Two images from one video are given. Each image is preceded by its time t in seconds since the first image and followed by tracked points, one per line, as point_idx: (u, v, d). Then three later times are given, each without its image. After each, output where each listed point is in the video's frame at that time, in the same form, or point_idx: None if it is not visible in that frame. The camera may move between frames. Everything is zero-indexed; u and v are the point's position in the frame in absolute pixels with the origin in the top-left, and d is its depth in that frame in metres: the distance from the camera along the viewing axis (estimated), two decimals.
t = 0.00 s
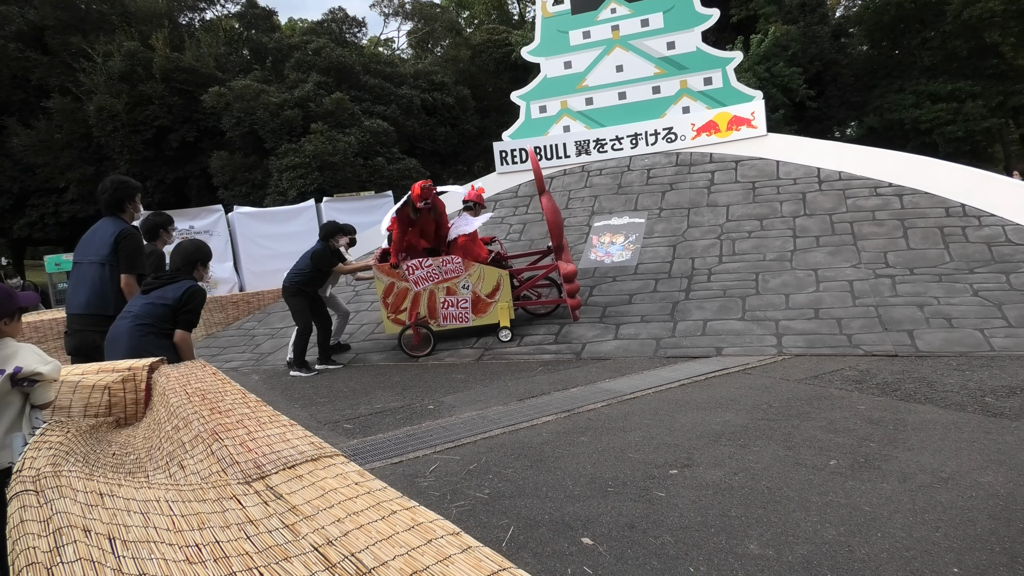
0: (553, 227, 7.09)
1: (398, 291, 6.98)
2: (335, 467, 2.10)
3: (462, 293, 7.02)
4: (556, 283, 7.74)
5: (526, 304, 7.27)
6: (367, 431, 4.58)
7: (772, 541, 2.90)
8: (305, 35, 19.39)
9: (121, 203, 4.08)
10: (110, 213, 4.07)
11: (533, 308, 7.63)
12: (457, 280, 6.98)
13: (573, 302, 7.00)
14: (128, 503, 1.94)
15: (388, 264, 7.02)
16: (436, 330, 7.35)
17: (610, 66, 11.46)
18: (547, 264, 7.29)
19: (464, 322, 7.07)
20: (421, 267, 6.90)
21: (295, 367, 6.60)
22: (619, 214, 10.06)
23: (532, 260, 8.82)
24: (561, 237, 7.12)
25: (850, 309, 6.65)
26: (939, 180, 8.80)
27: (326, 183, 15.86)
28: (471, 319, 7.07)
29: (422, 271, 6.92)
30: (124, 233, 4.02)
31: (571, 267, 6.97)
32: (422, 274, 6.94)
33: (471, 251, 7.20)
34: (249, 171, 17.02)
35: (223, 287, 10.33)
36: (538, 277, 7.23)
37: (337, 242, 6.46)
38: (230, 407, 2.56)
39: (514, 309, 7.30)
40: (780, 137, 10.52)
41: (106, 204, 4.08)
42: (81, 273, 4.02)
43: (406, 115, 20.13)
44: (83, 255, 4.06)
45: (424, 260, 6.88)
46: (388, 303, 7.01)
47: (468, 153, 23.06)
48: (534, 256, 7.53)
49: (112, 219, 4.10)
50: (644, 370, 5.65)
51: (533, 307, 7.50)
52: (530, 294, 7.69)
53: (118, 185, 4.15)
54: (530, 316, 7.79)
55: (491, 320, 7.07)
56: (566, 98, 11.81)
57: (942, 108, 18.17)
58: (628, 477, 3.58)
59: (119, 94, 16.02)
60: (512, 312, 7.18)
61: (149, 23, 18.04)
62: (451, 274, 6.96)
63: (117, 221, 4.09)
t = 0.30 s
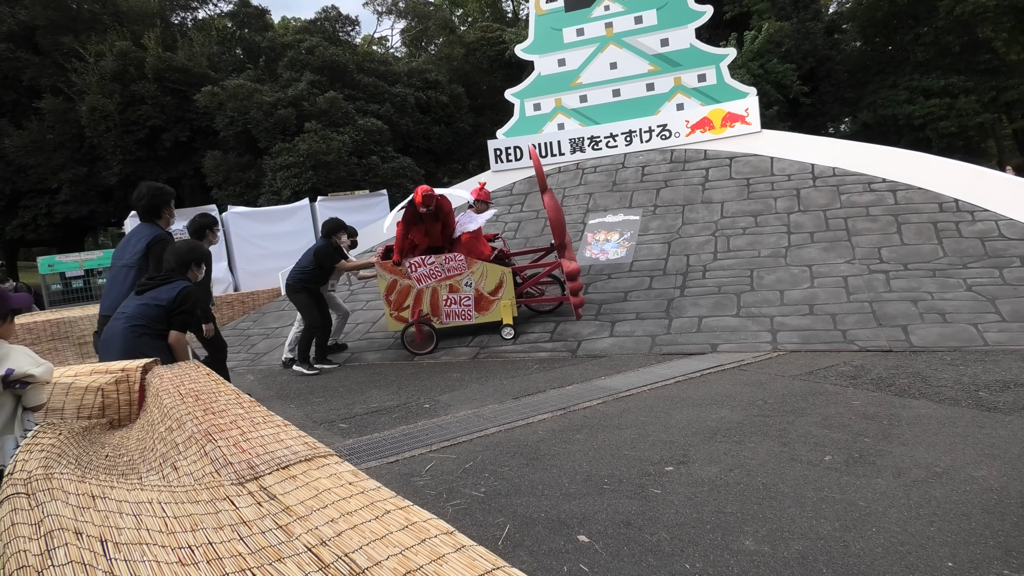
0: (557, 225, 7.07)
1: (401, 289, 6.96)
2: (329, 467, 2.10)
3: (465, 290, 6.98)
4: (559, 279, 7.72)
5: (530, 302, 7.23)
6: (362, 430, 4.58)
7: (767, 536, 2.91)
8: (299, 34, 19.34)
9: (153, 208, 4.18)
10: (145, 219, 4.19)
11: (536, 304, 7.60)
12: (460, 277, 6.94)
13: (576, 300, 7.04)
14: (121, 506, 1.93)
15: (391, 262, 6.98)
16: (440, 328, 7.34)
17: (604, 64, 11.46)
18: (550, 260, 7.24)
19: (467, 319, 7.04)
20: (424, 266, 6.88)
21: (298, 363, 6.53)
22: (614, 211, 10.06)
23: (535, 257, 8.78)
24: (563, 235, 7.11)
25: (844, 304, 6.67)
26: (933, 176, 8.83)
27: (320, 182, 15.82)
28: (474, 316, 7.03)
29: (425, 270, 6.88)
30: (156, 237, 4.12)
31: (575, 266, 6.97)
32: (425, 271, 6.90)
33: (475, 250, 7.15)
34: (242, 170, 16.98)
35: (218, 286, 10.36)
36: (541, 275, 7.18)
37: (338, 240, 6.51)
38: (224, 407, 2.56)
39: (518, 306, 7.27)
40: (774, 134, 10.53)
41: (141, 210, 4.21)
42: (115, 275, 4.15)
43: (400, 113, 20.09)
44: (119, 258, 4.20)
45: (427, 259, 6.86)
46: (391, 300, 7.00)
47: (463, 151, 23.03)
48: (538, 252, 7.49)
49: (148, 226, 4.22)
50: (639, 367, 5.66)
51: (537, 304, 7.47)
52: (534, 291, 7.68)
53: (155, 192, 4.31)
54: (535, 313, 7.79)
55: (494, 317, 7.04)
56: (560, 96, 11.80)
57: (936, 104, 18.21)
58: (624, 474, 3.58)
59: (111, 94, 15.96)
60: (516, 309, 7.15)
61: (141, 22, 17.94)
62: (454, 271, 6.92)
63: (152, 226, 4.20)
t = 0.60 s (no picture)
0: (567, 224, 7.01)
1: (410, 287, 6.97)
2: (324, 468, 2.10)
3: (473, 289, 6.96)
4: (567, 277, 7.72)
5: (538, 300, 7.23)
6: (358, 431, 4.57)
7: (764, 534, 2.91)
8: (293, 34, 19.31)
9: (220, 210, 4.91)
10: (213, 219, 4.94)
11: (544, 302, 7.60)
12: (468, 276, 6.93)
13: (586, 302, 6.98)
14: (115, 509, 1.92)
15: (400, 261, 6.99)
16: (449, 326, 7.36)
17: (599, 63, 11.47)
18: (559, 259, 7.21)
19: (476, 317, 7.03)
20: (433, 264, 6.86)
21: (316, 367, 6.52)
22: (610, 210, 10.06)
23: (543, 256, 8.73)
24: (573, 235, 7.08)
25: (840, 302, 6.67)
26: (927, 173, 8.85)
27: (316, 183, 15.80)
28: (483, 315, 7.02)
29: (434, 268, 6.89)
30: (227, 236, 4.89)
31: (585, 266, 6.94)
32: (433, 270, 6.90)
33: (483, 247, 7.09)
34: (238, 171, 16.96)
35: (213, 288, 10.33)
36: (550, 273, 7.17)
37: (347, 239, 6.51)
38: (219, 409, 2.55)
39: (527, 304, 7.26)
40: (769, 132, 10.55)
41: (210, 212, 4.95)
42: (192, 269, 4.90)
43: (395, 113, 20.08)
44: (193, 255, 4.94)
45: (438, 256, 6.84)
46: (400, 298, 7.01)
47: (458, 151, 23.02)
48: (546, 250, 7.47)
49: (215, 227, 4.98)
50: (634, 366, 5.66)
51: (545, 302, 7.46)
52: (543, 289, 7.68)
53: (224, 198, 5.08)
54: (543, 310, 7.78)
55: (503, 316, 7.03)
56: (555, 95, 11.81)
57: (930, 101, 18.24)
58: (621, 473, 3.59)
59: (105, 95, 15.93)
60: (524, 307, 7.14)
61: (135, 23, 17.87)
62: (462, 270, 6.91)
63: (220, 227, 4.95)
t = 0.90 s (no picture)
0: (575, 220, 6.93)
1: (417, 285, 6.95)
2: (313, 469, 2.09)
3: (481, 286, 6.96)
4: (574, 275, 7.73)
5: (546, 297, 7.22)
6: (350, 432, 4.57)
7: (754, 531, 2.92)
8: (283, 34, 19.24)
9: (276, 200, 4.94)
10: (271, 208, 4.99)
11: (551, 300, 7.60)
12: (476, 273, 6.93)
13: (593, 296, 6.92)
14: (103, 512, 1.91)
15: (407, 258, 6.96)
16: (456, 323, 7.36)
17: (589, 63, 11.49)
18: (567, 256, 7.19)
19: (484, 315, 7.02)
20: (441, 262, 6.86)
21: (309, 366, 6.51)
22: (601, 209, 10.08)
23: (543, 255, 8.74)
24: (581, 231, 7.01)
25: (829, 300, 6.71)
26: (915, 172, 8.92)
27: (306, 183, 15.75)
28: (491, 312, 7.01)
29: (443, 266, 6.88)
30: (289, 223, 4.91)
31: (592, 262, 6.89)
32: (441, 267, 6.90)
33: (492, 244, 7.01)
34: (227, 171, 16.88)
35: (203, 289, 10.22)
36: (558, 270, 7.17)
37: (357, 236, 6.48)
38: (208, 411, 2.55)
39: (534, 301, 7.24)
40: (758, 132, 10.60)
41: (267, 203, 4.97)
42: (256, 262, 4.86)
43: (385, 113, 20.04)
44: (254, 248, 4.90)
45: (445, 254, 6.85)
46: (407, 296, 6.99)
47: (449, 150, 23.00)
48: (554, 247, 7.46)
49: (274, 216, 5.01)
50: (624, 365, 5.67)
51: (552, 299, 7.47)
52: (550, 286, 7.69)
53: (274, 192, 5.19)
54: (547, 308, 7.78)
55: (511, 313, 7.00)
56: (545, 95, 11.82)
57: (918, 101, 18.38)
58: (612, 472, 3.59)
59: (93, 95, 15.83)
60: (532, 305, 7.11)
61: (123, 22, 17.73)
62: (470, 267, 6.91)
63: (278, 216, 4.97)
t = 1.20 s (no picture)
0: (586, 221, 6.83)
1: (428, 285, 6.93)
2: (299, 476, 2.09)
3: (492, 287, 6.93)
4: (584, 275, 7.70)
5: (557, 298, 7.21)
6: (337, 437, 4.55)
7: (740, 535, 2.94)
8: (271, 37, 19.19)
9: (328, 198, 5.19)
10: (323, 205, 5.25)
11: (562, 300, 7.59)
12: (487, 274, 6.90)
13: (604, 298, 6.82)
14: (87, 519, 1.89)
15: (418, 258, 6.94)
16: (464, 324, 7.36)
17: (577, 68, 11.59)
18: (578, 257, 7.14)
19: (495, 316, 7.00)
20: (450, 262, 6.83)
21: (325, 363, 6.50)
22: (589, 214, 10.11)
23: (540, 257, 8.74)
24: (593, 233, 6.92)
25: (815, 304, 6.77)
26: (899, 177, 8.98)
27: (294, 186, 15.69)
28: (501, 313, 6.99)
29: (452, 266, 6.85)
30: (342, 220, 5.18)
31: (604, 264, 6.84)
32: (452, 268, 6.87)
33: (502, 246, 7.06)
34: (214, 174, 16.79)
35: (190, 292, 10.11)
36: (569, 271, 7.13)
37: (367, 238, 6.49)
38: (193, 416, 2.53)
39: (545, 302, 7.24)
40: (745, 137, 10.66)
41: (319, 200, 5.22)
42: (309, 256, 5.15)
43: (374, 117, 20.01)
44: (307, 243, 5.19)
45: (455, 253, 6.83)
46: (418, 296, 6.98)
47: (437, 155, 22.99)
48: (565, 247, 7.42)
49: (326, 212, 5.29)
50: (611, 370, 5.69)
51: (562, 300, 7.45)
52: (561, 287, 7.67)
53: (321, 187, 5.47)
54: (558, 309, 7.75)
55: (521, 314, 7.00)
56: (534, 100, 11.87)
57: (902, 107, 18.61)
58: (600, 476, 3.61)
59: (78, 97, 15.70)
60: (542, 306, 7.09)
61: (109, 24, 17.60)
62: (481, 267, 6.87)
63: (330, 213, 5.24)
